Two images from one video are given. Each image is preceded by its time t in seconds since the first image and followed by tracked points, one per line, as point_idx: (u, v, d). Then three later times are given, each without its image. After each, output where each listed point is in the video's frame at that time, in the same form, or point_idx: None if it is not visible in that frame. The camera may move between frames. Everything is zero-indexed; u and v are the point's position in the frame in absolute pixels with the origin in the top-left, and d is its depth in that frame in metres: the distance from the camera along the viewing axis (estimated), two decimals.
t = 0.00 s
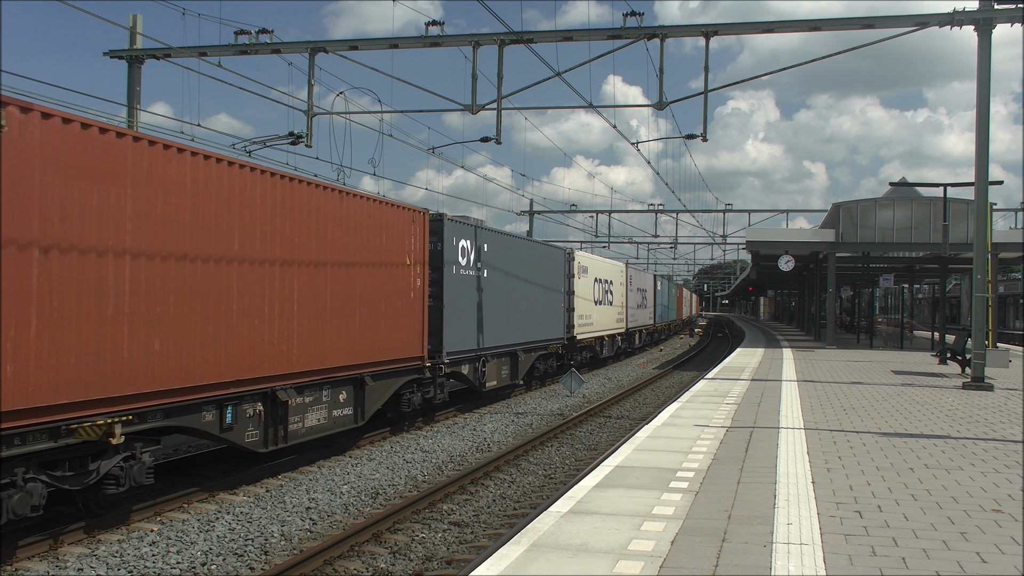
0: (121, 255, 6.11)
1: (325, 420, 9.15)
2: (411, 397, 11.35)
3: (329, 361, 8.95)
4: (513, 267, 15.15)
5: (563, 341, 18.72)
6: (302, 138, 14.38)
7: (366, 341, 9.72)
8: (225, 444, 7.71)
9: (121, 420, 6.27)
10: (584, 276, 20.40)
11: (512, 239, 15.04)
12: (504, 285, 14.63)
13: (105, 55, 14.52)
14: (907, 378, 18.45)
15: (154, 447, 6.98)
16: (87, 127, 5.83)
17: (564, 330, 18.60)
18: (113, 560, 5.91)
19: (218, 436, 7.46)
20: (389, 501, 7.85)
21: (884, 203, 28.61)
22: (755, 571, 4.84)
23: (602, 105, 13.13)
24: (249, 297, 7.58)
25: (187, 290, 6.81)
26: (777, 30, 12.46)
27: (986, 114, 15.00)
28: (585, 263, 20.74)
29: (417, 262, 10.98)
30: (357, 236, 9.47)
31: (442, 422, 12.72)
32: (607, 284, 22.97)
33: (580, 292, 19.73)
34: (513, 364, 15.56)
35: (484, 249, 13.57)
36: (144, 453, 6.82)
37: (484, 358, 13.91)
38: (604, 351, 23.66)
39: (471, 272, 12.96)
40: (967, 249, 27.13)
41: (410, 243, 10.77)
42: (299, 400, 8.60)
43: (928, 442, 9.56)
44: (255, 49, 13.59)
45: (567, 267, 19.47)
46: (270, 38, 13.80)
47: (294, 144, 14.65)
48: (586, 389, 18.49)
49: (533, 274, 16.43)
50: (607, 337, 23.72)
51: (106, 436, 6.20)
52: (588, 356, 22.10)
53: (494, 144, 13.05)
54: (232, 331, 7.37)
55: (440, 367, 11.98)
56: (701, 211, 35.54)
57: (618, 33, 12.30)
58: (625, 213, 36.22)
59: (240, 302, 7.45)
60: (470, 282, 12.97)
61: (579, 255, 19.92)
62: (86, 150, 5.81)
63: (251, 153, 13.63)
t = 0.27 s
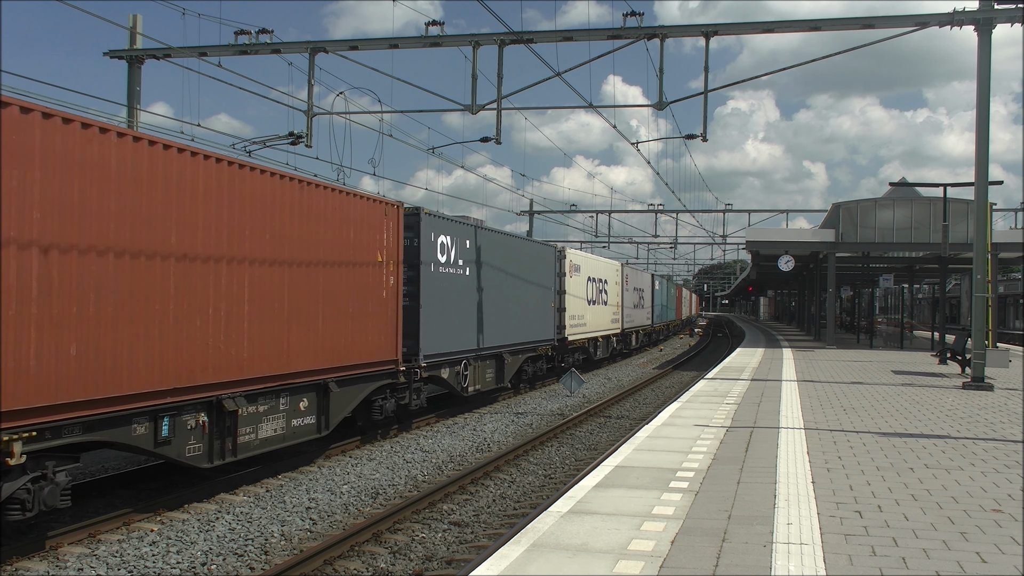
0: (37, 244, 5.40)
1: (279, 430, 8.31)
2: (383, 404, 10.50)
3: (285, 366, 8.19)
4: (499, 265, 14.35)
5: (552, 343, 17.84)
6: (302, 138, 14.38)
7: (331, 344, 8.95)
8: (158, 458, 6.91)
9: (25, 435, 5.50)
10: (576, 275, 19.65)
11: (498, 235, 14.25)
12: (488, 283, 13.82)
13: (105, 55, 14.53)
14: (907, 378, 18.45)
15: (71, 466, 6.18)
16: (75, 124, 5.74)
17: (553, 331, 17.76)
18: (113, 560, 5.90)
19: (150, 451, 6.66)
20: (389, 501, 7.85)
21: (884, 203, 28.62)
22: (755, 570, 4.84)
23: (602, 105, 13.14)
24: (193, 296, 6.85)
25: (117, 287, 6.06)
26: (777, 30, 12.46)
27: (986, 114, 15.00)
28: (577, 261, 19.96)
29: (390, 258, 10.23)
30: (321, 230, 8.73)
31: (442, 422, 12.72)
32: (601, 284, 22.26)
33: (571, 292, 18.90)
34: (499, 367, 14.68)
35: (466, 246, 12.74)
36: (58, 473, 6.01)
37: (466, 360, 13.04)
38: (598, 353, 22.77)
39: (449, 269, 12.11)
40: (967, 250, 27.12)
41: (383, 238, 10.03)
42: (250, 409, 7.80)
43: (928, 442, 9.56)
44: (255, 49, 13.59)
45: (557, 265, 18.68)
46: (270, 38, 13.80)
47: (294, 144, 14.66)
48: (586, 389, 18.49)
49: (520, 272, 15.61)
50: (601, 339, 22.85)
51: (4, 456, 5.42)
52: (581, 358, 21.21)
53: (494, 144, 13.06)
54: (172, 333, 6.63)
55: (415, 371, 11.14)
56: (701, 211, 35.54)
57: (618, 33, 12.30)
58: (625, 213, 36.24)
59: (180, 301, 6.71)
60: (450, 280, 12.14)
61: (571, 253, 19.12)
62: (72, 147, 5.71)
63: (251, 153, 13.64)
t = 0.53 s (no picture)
0: None
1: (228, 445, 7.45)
2: (352, 412, 9.72)
3: (232, 374, 7.29)
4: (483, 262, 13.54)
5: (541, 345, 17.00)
6: (302, 138, 14.38)
7: (287, 349, 8.07)
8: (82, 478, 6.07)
9: None
10: (569, 274, 18.90)
11: (482, 231, 13.45)
12: (471, 282, 13.00)
13: (105, 55, 14.53)
14: (906, 378, 18.45)
15: None
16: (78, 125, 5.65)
17: (542, 332, 16.96)
18: (113, 560, 5.91)
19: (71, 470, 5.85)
20: (389, 501, 7.85)
21: (884, 203, 28.62)
22: (755, 571, 4.84)
23: (602, 105, 13.03)
24: (122, 298, 6.00)
25: (19, 287, 5.20)
26: (777, 30, 12.46)
27: (986, 114, 15.00)
28: (571, 259, 19.21)
29: (360, 254, 9.37)
30: (275, 223, 7.85)
31: (442, 422, 12.72)
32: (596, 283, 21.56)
33: (562, 292, 18.13)
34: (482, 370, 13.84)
35: (446, 243, 11.94)
36: None
37: (445, 364, 12.22)
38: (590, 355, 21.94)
39: (426, 269, 11.24)
40: (967, 250, 27.13)
41: (350, 232, 9.16)
42: (188, 422, 6.92)
43: (928, 442, 9.56)
44: (255, 49, 13.58)
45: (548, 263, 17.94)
46: (270, 38, 13.79)
47: (294, 144, 14.66)
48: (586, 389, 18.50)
49: (507, 271, 14.80)
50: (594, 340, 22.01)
51: None
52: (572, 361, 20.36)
53: (494, 144, 13.08)
54: (94, 340, 5.77)
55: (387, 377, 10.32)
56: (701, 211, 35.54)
57: (618, 33, 12.29)
58: (625, 213, 36.23)
59: (102, 303, 5.82)
60: (427, 279, 11.31)
61: (563, 251, 18.34)
62: (29, 136, 5.28)
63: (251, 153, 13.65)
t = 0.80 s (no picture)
0: None
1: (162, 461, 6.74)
2: (314, 420, 8.99)
3: (173, 382, 6.66)
4: (465, 259, 12.76)
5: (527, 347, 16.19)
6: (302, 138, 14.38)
7: (236, 353, 7.43)
8: None
9: None
10: (559, 273, 18.20)
11: (464, 226, 12.67)
12: (452, 280, 12.22)
13: (105, 55, 14.54)
14: (906, 378, 18.45)
15: None
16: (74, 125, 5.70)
17: (530, 334, 16.19)
18: (113, 560, 5.90)
19: None
20: (389, 501, 7.85)
21: (884, 203, 28.62)
22: (755, 570, 4.84)
23: (602, 105, 13.18)
24: (33, 300, 5.35)
25: None
26: (777, 30, 12.46)
27: (986, 114, 14.99)
28: (561, 257, 18.51)
29: (323, 250, 8.73)
30: (223, 216, 7.22)
31: (442, 422, 12.72)
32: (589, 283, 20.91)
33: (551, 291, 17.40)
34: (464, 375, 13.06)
35: (423, 238, 11.17)
36: None
37: (421, 368, 11.44)
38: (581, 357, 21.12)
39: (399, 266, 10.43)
40: (967, 249, 27.13)
41: (311, 226, 8.52)
42: (114, 436, 6.21)
43: (928, 442, 9.56)
44: (255, 49, 13.59)
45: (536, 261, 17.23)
46: (270, 38, 13.80)
47: (294, 144, 14.66)
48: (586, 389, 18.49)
49: (492, 269, 14.03)
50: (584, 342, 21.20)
51: None
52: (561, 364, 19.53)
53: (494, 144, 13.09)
54: None
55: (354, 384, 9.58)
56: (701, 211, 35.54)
57: (618, 33, 12.30)
58: (625, 213, 36.23)
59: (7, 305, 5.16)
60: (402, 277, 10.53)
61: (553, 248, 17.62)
62: None
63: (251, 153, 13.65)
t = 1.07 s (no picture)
0: None
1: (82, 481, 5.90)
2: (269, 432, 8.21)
3: (92, 393, 5.80)
4: (447, 257, 12.00)
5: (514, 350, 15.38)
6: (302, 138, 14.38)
7: (170, 362, 6.55)
8: None
9: None
10: (549, 271, 17.47)
11: (446, 221, 11.91)
12: (432, 279, 11.46)
13: (106, 55, 14.55)
14: (906, 378, 18.46)
15: None
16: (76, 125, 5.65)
17: (518, 336, 15.37)
18: (113, 560, 5.91)
19: None
20: (389, 501, 7.85)
21: (883, 203, 28.63)
22: (754, 570, 4.84)
23: (602, 105, 13.07)
24: None
25: None
26: (777, 30, 12.46)
27: (986, 113, 14.99)
28: (552, 255, 17.76)
29: (280, 245, 7.94)
30: (156, 206, 6.36)
31: (442, 422, 12.72)
32: (581, 282, 20.20)
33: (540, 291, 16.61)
34: (444, 380, 12.26)
35: (398, 233, 10.39)
36: None
37: (395, 372, 10.68)
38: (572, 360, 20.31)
39: (368, 263, 9.66)
40: (967, 249, 27.13)
41: (264, 219, 7.73)
42: (17, 455, 5.35)
43: (928, 442, 9.56)
44: (255, 49, 13.59)
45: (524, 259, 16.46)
46: (270, 38, 13.80)
47: (294, 144, 14.66)
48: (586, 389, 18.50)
49: (478, 267, 13.32)
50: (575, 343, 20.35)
51: None
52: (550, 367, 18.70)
53: (494, 144, 13.10)
54: None
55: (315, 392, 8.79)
56: (701, 211, 35.55)
57: (618, 33, 12.29)
58: (625, 213, 36.24)
59: None
60: (372, 274, 9.77)
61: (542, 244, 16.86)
62: None
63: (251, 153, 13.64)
